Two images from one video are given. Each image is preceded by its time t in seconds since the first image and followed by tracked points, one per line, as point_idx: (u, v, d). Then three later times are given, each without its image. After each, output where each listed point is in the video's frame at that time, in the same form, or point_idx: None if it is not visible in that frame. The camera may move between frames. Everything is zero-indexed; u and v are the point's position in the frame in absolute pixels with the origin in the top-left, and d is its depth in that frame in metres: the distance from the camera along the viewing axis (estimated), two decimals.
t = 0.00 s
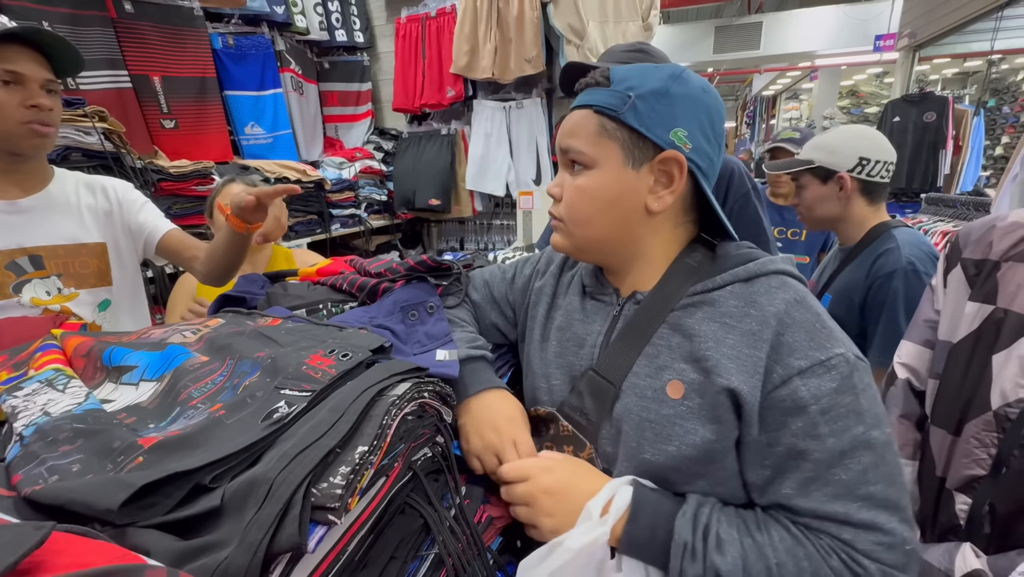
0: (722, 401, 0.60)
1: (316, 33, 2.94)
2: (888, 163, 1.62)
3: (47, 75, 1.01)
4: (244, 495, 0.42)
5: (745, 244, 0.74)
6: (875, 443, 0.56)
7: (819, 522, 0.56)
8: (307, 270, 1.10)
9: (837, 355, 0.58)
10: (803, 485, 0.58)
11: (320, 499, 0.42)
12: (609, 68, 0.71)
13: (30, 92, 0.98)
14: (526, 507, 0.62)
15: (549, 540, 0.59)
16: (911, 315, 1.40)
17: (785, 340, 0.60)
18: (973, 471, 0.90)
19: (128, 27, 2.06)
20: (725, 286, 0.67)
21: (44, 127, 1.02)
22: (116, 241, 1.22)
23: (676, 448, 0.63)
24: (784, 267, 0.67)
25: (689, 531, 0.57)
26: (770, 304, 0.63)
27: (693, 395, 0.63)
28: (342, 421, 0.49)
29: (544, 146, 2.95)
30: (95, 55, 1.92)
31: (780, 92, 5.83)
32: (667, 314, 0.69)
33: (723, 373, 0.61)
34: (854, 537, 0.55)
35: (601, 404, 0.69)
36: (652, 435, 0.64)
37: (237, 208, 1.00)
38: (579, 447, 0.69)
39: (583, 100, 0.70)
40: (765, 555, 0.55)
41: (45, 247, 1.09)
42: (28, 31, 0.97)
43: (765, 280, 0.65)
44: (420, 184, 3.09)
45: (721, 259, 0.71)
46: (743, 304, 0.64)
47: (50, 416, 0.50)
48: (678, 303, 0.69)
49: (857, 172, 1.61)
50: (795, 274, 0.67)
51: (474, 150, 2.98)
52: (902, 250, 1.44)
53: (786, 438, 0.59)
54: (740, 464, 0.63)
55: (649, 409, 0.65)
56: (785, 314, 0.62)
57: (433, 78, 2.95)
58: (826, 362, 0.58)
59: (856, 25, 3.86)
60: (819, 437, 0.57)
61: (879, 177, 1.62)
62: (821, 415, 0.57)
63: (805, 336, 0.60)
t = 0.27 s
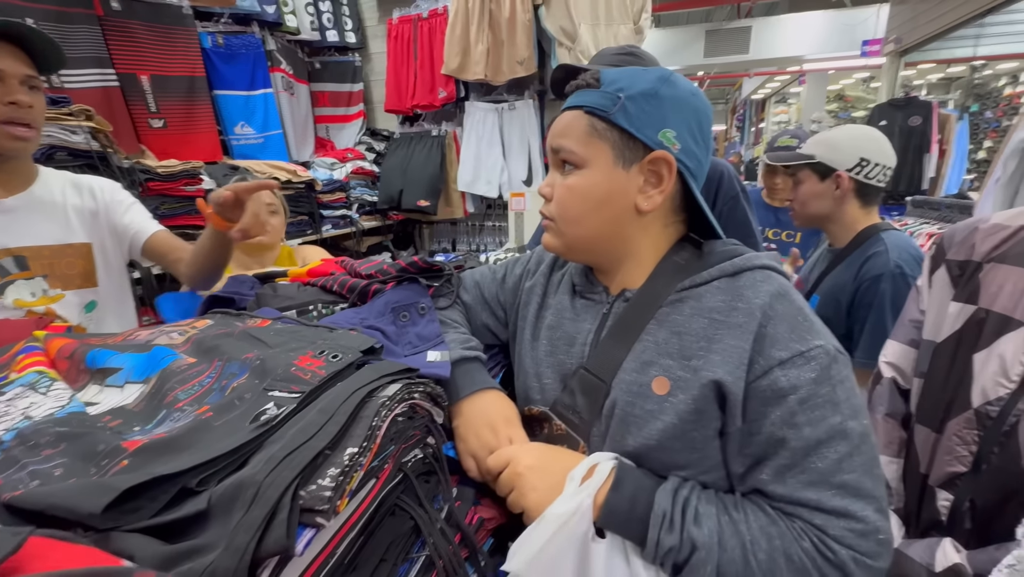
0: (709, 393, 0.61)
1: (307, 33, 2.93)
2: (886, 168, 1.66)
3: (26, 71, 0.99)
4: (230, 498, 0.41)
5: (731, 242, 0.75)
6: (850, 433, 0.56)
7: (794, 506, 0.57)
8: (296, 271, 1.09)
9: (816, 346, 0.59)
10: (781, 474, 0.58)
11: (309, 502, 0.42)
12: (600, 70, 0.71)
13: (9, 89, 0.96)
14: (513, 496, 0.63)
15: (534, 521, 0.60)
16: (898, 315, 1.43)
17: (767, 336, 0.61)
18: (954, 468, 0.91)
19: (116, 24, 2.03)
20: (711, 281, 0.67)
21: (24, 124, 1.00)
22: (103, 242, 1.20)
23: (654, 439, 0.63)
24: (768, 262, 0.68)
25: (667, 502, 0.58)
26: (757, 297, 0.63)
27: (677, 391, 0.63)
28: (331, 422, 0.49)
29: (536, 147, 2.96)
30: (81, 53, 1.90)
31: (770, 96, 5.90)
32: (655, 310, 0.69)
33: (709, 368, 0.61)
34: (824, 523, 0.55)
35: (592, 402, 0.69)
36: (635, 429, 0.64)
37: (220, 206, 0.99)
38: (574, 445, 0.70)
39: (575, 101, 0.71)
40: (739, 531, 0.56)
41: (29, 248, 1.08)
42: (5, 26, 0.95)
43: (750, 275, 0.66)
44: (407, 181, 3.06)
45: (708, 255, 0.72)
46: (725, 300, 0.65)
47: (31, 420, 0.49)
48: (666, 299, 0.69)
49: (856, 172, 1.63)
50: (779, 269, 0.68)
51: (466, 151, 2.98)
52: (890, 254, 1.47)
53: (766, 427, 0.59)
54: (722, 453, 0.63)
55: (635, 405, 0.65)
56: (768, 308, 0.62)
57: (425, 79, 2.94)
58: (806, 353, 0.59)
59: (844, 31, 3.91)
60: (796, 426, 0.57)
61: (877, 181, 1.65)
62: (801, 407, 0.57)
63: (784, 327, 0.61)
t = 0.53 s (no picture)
0: (699, 418, 0.60)
1: (299, 33, 2.91)
2: (870, 176, 1.62)
3: (9, 71, 0.98)
4: (212, 506, 0.41)
5: (719, 254, 0.75)
6: (836, 453, 0.58)
7: (782, 530, 0.57)
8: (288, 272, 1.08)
9: (803, 368, 0.59)
10: (769, 495, 0.58)
11: (292, 508, 0.42)
12: (589, 82, 0.71)
13: None
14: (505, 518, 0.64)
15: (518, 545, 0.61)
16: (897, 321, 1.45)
17: (754, 357, 0.60)
18: (937, 469, 0.92)
19: (103, 23, 2.00)
20: (700, 296, 0.67)
21: (6, 125, 0.99)
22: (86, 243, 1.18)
23: (646, 461, 0.62)
24: (756, 279, 0.68)
25: (653, 540, 0.57)
26: (745, 314, 0.63)
27: (666, 411, 0.63)
28: (317, 427, 0.48)
29: (530, 149, 2.96)
30: (68, 52, 1.87)
31: (761, 98, 5.96)
32: (644, 322, 0.70)
33: (699, 390, 0.61)
34: (812, 546, 0.56)
35: (582, 414, 0.69)
36: (624, 445, 0.64)
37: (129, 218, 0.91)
38: (564, 458, 0.70)
39: (564, 113, 0.70)
40: (726, 563, 0.56)
41: (13, 249, 1.07)
42: None
43: (737, 291, 0.66)
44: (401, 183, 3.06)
45: (696, 269, 0.72)
46: (714, 323, 0.64)
47: (10, 427, 0.48)
48: (655, 313, 0.69)
49: (831, 180, 1.65)
50: (767, 287, 0.68)
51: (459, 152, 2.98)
52: (890, 258, 1.48)
53: (756, 448, 0.59)
54: (712, 472, 0.63)
55: (625, 420, 0.65)
56: (754, 329, 0.62)
57: (418, 80, 2.93)
58: (793, 375, 0.59)
59: (834, 34, 3.95)
60: (786, 448, 0.57)
61: (855, 189, 1.63)
62: (790, 429, 0.57)
63: (772, 348, 0.61)
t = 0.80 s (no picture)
0: (696, 419, 0.61)
1: (294, 32, 2.90)
2: (859, 179, 1.63)
3: None
4: (207, 500, 0.41)
5: (716, 262, 0.76)
6: (827, 454, 0.59)
7: (774, 531, 0.58)
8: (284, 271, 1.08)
9: (798, 371, 0.60)
10: (763, 495, 0.59)
11: (287, 503, 0.42)
12: (602, 83, 0.71)
13: None
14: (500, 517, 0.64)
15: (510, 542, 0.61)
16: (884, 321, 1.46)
17: (751, 360, 0.61)
18: (925, 465, 0.93)
19: (96, 20, 2.00)
20: (696, 300, 0.68)
21: None
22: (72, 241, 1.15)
23: (642, 461, 0.62)
24: (751, 283, 0.69)
25: (645, 543, 0.58)
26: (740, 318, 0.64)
27: (662, 412, 0.63)
28: (311, 423, 0.49)
29: (527, 149, 2.96)
30: (60, 49, 1.86)
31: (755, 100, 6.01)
32: (641, 325, 0.70)
33: (695, 391, 0.61)
34: (803, 546, 0.56)
35: (578, 414, 0.69)
36: (620, 445, 0.64)
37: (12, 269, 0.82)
38: (559, 457, 0.71)
39: (580, 113, 0.69)
40: (717, 565, 0.57)
41: None
42: None
43: (733, 295, 0.67)
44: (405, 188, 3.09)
45: (693, 274, 0.72)
46: (710, 327, 0.65)
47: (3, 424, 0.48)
48: (651, 315, 0.70)
49: (818, 182, 1.67)
50: (761, 291, 0.69)
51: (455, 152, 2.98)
52: (879, 258, 1.50)
53: (751, 449, 0.59)
54: (706, 472, 0.63)
55: (621, 420, 0.65)
56: (753, 332, 0.62)
57: (414, 79, 2.93)
58: (787, 378, 0.60)
59: (828, 36, 3.99)
60: (780, 449, 0.58)
61: (842, 191, 1.64)
62: (785, 430, 0.58)
63: (769, 352, 0.61)
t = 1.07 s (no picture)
0: (692, 411, 0.61)
1: (287, 26, 2.87)
2: (848, 176, 1.64)
3: None
4: (193, 496, 0.40)
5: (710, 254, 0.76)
6: (820, 444, 0.59)
7: (768, 520, 0.58)
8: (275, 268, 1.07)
9: (792, 361, 0.60)
10: (758, 485, 0.59)
11: (274, 498, 0.42)
12: (633, 75, 0.71)
13: None
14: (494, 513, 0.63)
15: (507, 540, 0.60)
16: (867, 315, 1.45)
17: (746, 351, 0.61)
18: (915, 460, 0.94)
19: (84, 13, 1.97)
20: (691, 294, 0.68)
21: None
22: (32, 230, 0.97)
23: (637, 452, 0.63)
24: (745, 277, 0.69)
25: (640, 536, 0.58)
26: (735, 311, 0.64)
27: (658, 404, 0.63)
28: (301, 418, 0.48)
29: (522, 146, 2.95)
30: (47, 41, 1.83)
31: (749, 100, 6.04)
32: (636, 320, 0.70)
33: (692, 383, 0.61)
34: (797, 535, 0.57)
35: (573, 409, 0.69)
36: (615, 438, 0.64)
37: None
38: (554, 452, 0.70)
39: (625, 101, 0.67)
40: (713, 557, 0.57)
41: None
42: None
43: (727, 289, 0.67)
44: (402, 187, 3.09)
45: (688, 267, 0.72)
46: (707, 319, 0.65)
47: None
48: (645, 310, 0.70)
49: (808, 180, 1.68)
50: (755, 285, 0.69)
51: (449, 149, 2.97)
52: (863, 254, 1.50)
53: (746, 440, 0.59)
54: (701, 463, 0.63)
55: (616, 414, 0.65)
56: (748, 324, 0.63)
57: (408, 75, 2.92)
58: (782, 369, 0.60)
59: (820, 36, 4.01)
60: (775, 439, 0.58)
61: (832, 189, 1.65)
62: (779, 421, 0.58)
63: (763, 345, 0.61)
